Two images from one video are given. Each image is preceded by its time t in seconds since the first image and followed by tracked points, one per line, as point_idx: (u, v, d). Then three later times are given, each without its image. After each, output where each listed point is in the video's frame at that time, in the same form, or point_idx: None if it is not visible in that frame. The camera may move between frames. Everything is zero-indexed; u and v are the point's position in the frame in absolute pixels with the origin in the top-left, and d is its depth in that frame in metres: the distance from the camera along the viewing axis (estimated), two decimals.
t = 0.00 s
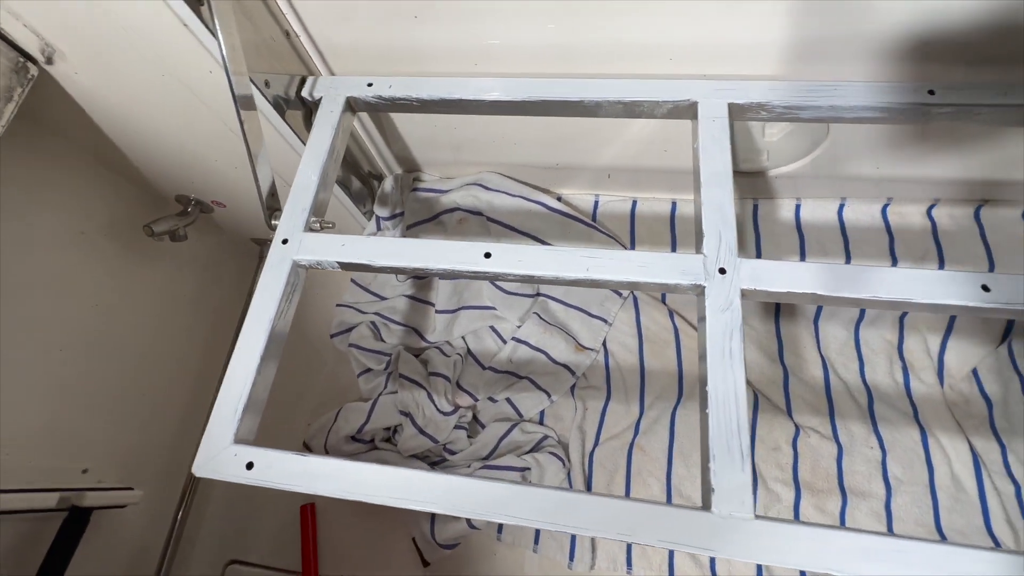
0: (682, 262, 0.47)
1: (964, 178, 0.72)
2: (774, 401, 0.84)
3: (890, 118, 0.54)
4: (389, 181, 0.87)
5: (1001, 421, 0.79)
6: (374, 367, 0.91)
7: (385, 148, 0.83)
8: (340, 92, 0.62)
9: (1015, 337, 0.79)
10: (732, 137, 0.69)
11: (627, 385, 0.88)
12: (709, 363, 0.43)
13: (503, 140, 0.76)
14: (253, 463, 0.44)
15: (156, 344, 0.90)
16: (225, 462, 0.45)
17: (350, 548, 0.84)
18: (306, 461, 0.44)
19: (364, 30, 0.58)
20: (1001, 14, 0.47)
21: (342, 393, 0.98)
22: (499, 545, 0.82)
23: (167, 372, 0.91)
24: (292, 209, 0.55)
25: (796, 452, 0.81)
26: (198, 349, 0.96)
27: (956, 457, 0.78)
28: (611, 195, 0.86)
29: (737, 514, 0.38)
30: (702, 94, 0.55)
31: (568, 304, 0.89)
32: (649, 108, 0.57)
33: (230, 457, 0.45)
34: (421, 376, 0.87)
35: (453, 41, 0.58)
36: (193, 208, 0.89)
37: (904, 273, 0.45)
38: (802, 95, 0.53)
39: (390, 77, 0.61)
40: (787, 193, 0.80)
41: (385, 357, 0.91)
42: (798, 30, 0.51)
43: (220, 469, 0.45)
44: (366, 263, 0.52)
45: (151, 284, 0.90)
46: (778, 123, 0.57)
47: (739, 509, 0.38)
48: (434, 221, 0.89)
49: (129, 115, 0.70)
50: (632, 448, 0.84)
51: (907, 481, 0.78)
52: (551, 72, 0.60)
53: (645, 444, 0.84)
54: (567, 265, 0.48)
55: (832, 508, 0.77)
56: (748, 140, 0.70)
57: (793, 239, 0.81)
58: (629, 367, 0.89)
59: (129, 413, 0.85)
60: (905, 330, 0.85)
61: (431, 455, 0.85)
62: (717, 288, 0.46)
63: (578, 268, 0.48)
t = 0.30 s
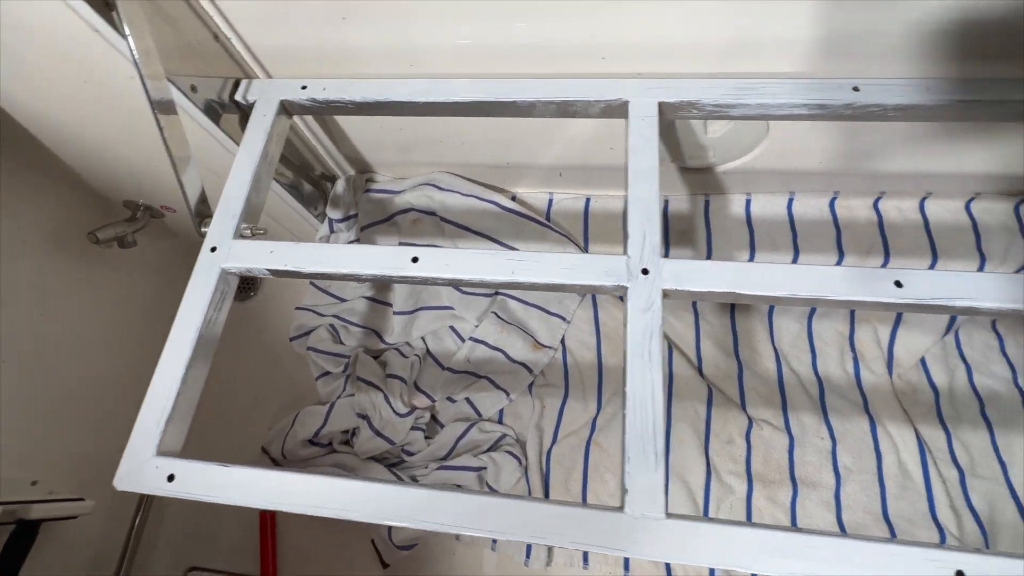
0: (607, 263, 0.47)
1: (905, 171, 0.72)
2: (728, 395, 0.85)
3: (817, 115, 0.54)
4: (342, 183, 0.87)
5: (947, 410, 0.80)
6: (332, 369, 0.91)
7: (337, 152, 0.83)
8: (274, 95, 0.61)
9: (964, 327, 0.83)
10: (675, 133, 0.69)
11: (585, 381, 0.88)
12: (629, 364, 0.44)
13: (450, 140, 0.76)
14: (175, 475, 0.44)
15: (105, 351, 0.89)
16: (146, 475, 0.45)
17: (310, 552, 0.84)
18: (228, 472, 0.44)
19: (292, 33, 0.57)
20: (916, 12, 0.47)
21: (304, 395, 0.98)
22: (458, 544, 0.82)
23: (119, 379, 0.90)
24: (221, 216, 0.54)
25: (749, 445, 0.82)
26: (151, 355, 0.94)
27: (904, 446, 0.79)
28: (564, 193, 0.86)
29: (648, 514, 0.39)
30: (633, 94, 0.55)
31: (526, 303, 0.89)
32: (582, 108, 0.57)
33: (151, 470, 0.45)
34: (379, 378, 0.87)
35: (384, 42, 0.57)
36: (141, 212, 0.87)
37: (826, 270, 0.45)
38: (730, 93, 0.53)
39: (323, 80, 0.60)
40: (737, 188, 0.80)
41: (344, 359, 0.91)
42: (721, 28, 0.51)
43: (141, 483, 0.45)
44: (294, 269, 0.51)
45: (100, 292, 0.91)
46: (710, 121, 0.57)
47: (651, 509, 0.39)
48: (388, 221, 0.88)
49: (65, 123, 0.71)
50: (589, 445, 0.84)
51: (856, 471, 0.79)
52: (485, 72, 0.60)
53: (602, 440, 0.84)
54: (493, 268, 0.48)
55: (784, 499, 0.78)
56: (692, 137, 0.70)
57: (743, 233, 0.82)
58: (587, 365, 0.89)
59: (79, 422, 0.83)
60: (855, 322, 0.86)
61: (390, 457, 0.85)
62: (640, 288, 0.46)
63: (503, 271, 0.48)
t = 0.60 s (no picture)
0: (490, 254, 0.47)
1: (819, 159, 0.74)
2: (659, 383, 0.86)
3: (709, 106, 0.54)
4: (270, 178, 0.86)
5: (869, 393, 0.82)
6: (268, 365, 0.90)
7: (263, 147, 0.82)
8: (174, 89, 0.59)
9: (887, 313, 0.86)
10: (589, 123, 0.69)
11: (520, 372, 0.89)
12: (505, 353, 0.44)
13: (372, 132, 0.76)
14: (50, 474, 0.44)
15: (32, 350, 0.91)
16: (22, 475, 0.44)
17: (245, 548, 0.84)
18: (100, 471, 0.44)
19: (187, 26, 0.57)
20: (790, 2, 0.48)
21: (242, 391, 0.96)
22: (392, 537, 0.83)
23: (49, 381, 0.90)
24: (113, 213, 0.54)
25: (678, 432, 0.83)
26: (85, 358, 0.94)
27: (825, 429, 0.81)
28: (495, 186, 0.86)
29: (510, 501, 0.39)
30: (528, 85, 0.55)
31: (462, 296, 0.90)
32: (480, 100, 0.57)
33: (28, 470, 0.45)
34: (313, 373, 0.87)
35: (280, 34, 0.57)
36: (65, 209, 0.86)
37: (698, 258, 0.45)
38: (621, 84, 0.54)
39: (224, 73, 0.60)
40: (662, 178, 0.81)
41: (279, 355, 0.90)
42: (607, 19, 0.51)
43: (18, 483, 0.44)
44: (184, 265, 0.51)
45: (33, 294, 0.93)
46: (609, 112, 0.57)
47: (514, 496, 0.39)
48: (319, 216, 0.87)
49: None
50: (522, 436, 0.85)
51: (780, 455, 0.81)
52: (387, 64, 0.59)
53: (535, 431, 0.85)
54: (380, 261, 0.48)
55: (709, 484, 0.80)
56: (607, 129, 0.70)
57: (669, 223, 0.82)
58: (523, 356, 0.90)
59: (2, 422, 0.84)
60: (783, 309, 0.87)
61: (325, 451, 0.84)
62: (520, 279, 0.46)
63: (389, 264, 0.48)
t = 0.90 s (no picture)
0: (370, 234, 0.47)
1: (738, 141, 0.74)
2: (591, 366, 0.87)
3: (606, 84, 0.54)
4: (192, 164, 0.84)
5: (795, 373, 0.84)
6: (199, 356, 0.89)
7: (183, 133, 0.81)
8: (64, 69, 0.58)
9: (814, 294, 0.87)
10: (505, 105, 0.69)
11: (454, 359, 0.89)
12: (380, 334, 0.44)
13: (290, 116, 0.75)
14: None
15: None
16: None
17: (175, 539, 0.83)
18: None
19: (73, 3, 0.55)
20: None
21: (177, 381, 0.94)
22: (324, 525, 0.82)
23: None
24: None
25: (608, 415, 0.84)
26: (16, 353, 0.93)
27: (751, 409, 0.82)
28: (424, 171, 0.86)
29: (373, 480, 0.39)
30: (423, 63, 0.54)
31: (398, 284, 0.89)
32: (378, 79, 0.56)
33: None
34: (242, 363, 0.87)
35: (171, 11, 0.55)
36: None
37: (578, 236, 0.45)
38: (516, 61, 0.53)
39: (116, 53, 0.58)
40: (590, 162, 0.81)
41: (212, 345, 0.90)
42: None
43: None
44: (63, 249, 0.50)
45: None
46: (509, 91, 0.57)
47: (377, 475, 0.39)
48: (247, 203, 0.86)
49: None
50: (454, 421, 0.85)
51: (707, 435, 0.82)
52: (286, 44, 0.58)
53: (468, 416, 0.85)
54: (260, 243, 0.48)
55: (637, 465, 0.81)
56: (524, 110, 0.70)
57: (597, 207, 0.82)
58: (457, 343, 0.90)
59: None
60: (714, 292, 0.88)
61: (255, 441, 0.84)
62: (399, 258, 0.46)
63: (269, 246, 0.47)
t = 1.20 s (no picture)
0: (252, 217, 0.46)
1: (664, 124, 0.74)
2: (529, 354, 0.86)
3: (507, 64, 0.53)
4: (114, 152, 0.82)
5: (729, 358, 0.84)
6: (129, 349, 0.87)
7: (99, 118, 0.78)
8: None
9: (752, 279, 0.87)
10: (424, 88, 0.68)
11: (392, 349, 0.88)
12: (254, 318, 0.42)
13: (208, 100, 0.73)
14: None
15: None
16: None
17: (105, 535, 0.82)
18: None
19: None
20: None
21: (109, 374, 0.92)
22: (257, 518, 0.81)
23: None
24: None
25: (544, 403, 0.83)
26: None
27: (685, 395, 0.82)
28: (356, 158, 0.84)
29: (236, 466, 0.38)
30: (319, 42, 0.52)
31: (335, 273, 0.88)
32: (275, 59, 0.54)
33: None
34: (173, 356, 0.85)
35: None
36: None
37: (463, 216, 0.44)
38: (414, 40, 0.52)
39: (4, 33, 0.55)
40: (521, 147, 0.80)
41: (143, 338, 0.88)
42: None
43: None
44: None
45: None
46: (411, 71, 0.55)
47: (241, 461, 0.38)
48: (174, 192, 0.83)
49: None
50: (390, 411, 0.84)
51: (641, 421, 0.82)
52: (184, 23, 0.56)
53: (404, 406, 0.85)
54: (138, 227, 0.46)
55: (572, 452, 0.81)
56: (443, 93, 0.69)
57: (529, 193, 0.82)
58: (395, 332, 0.89)
59: None
60: (652, 278, 0.88)
61: (185, 434, 0.83)
62: (280, 241, 0.45)
63: (147, 230, 0.46)
